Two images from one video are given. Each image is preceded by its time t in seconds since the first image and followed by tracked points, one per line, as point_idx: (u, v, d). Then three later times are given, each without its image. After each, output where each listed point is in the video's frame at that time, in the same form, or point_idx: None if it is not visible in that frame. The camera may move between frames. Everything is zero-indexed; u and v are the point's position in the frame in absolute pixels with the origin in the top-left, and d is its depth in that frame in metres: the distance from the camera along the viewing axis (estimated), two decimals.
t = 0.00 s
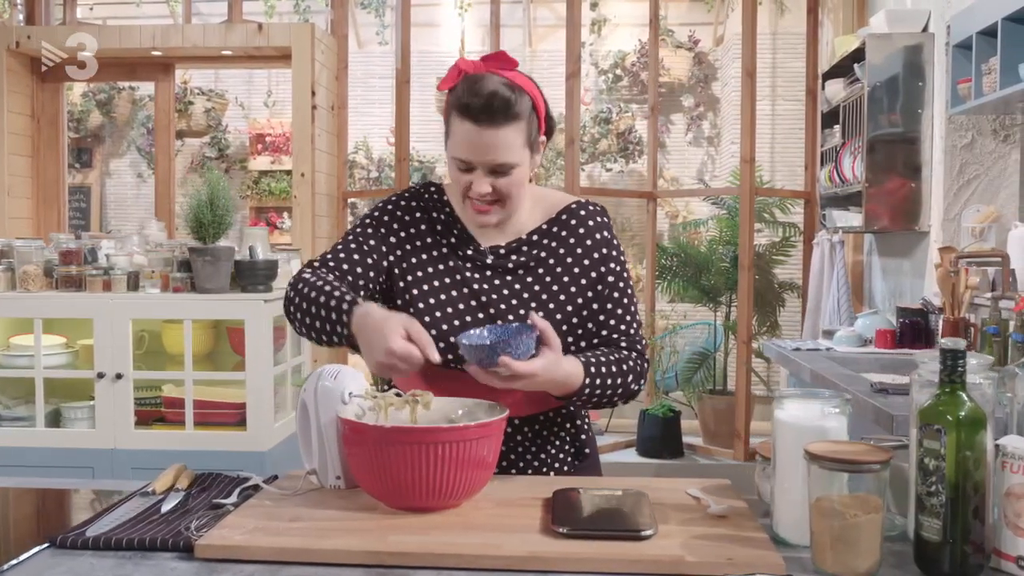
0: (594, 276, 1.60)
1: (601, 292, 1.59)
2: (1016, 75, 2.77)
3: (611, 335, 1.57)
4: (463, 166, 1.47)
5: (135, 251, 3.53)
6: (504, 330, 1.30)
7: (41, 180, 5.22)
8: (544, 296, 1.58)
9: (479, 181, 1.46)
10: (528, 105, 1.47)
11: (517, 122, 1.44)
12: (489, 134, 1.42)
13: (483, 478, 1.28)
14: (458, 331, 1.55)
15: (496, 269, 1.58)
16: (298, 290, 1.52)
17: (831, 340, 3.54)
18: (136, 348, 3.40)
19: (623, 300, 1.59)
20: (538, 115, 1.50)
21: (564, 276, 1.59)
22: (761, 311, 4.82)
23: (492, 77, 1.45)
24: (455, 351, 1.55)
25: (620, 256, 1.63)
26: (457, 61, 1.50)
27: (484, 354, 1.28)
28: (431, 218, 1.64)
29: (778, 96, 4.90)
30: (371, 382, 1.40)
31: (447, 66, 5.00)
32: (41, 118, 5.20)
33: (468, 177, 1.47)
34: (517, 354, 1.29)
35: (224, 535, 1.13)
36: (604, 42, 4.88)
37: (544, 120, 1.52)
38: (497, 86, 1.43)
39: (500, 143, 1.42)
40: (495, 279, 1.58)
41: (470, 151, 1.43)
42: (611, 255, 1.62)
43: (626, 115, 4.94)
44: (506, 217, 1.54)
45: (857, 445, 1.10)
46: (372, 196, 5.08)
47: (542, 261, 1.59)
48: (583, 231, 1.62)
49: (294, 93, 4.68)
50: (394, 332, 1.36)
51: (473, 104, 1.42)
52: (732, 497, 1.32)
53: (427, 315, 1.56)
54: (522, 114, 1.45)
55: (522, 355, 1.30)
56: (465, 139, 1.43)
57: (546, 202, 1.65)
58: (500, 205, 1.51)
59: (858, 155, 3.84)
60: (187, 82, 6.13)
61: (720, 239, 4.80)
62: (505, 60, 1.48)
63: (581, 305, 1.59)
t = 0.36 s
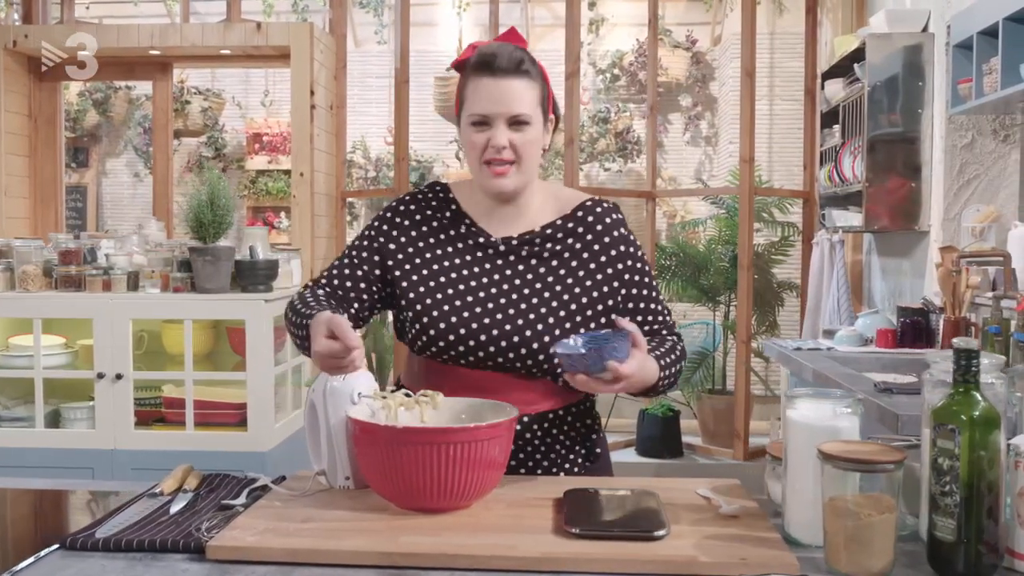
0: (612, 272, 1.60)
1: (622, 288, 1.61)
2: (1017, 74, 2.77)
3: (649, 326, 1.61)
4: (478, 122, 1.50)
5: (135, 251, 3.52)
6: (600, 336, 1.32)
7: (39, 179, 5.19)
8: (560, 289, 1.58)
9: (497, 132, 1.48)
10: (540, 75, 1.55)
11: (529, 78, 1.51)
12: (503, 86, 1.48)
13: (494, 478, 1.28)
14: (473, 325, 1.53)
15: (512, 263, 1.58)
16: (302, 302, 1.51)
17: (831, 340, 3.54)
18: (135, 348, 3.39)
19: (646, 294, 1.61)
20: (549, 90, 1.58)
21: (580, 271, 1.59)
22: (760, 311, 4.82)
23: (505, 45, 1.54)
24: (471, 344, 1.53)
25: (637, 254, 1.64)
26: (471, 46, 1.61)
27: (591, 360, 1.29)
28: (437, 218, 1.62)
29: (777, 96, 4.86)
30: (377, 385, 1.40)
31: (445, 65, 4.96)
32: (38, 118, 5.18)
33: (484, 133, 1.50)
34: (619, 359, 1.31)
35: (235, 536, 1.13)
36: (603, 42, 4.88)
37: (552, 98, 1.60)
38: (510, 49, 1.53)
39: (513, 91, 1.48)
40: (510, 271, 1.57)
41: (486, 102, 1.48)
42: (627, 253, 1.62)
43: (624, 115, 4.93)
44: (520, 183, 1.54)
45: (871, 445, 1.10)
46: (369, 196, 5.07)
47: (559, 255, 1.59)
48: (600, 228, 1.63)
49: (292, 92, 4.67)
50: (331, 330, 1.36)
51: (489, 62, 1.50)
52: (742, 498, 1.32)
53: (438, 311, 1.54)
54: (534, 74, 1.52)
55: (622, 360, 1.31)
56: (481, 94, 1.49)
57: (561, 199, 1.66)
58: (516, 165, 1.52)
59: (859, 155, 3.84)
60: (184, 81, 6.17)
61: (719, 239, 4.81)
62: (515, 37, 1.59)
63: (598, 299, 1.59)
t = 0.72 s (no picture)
0: (639, 258, 1.58)
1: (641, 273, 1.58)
2: (1018, 74, 2.78)
3: (640, 321, 1.56)
4: (517, 123, 1.50)
5: (134, 251, 3.51)
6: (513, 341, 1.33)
7: (37, 179, 5.18)
8: (588, 271, 1.58)
9: (535, 132, 1.48)
10: (577, 72, 1.54)
11: (566, 78, 1.50)
12: (541, 86, 1.48)
13: (505, 479, 1.28)
14: (508, 310, 1.57)
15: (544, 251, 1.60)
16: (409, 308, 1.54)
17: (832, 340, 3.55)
18: (135, 348, 3.37)
19: (657, 284, 1.57)
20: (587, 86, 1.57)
21: (610, 256, 1.58)
22: (759, 311, 4.83)
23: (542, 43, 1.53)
24: (504, 327, 1.57)
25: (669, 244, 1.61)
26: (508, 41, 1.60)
27: (490, 366, 1.32)
28: (486, 210, 1.66)
29: (775, 96, 4.87)
30: (388, 386, 1.41)
31: (443, 65, 4.97)
32: (36, 117, 5.17)
33: (522, 134, 1.50)
34: (519, 364, 1.32)
35: (248, 538, 1.13)
36: (601, 41, 4.94)
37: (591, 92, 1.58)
38: (547, 48, 1.51)
39: (551, 93, 1.48)
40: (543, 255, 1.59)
41: (524, 103, 1.48)
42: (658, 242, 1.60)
43: (622, 115, 4.95)
44: (562, 180, 1.55)
45: (885, 446, 1.10)
46: (367, 195, 5.06)
47: (591, 240, 1.59)
48: (635, 216, 1.62)
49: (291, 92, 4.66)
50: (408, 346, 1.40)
51: (526, 62, 1.50)
52: (754, 498, 1.32)
53: (476, 296, 1.58)
54: (571, 72, 1.51)
55: (526, 367, 1.32)
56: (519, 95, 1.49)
57: (603, 190, 1.67)
58: (556, 162, 1.53)
59: (859, 155, 3.85)
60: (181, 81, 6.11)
61: (718, 239, 4.81)
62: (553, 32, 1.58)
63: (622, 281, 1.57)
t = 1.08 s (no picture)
0: (696, 254, 1.58)
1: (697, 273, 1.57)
2: (1017, 74, 2.78)
3: (698, 317, 1.55)
4: (562, 137, 1.53)
5: (133, 251, 3.50)
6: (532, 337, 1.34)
7: (32, 179, 5.15)
8: (641, 271, 1.58)
9: (576, 147, 1.51)
10: (623, 79, 1.53)
11: (611, 89, 1.51)
12: (583, 101, 1.50)
13: (515, 479, 1.27)
14: (559, 308, 1.59)
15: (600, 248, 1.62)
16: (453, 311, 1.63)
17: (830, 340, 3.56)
18: (134, 348, 3.36)
19: (715, 284, 1.56)
20: (638, 92, 1.56)
21: (664, 252, 1.59)
22: (757, 310, 4.85)
23: (589, 53, 1.54)
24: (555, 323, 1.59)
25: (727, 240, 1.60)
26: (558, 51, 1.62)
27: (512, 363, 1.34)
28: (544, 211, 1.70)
29: (770, 96, 4.91)
30: (395, 386, 1.41)
31: (441, 65, 5.01)
32: (33, 117, 5.11)
33: (567, 147, 1.53)
34: (539, 356, 1.33)
35: (258, 539, 1.12)
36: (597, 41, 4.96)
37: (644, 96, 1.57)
38: (593, 58, 1.53)
39: (595, 107, 1.49)
40: (597, 255, 1.61)
41: (568, 118, 1.51)
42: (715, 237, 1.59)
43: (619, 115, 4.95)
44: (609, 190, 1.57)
45: (896, 445, 1.11)
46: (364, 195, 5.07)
47: (644, 237, 1.61)
48: (690, 213, 1.62)
49: (288, 91, 4.66)
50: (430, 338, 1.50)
51: (571, 75, 1.52)
52: (763, 497, 1.32)
53: (531, 294, 1.61)
54: (617, 82, 1.52)
55: (550, 359, 1.33)
56: (563, 111, 1.51)
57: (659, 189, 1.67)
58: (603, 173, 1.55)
59: (857, 155, 3.86)
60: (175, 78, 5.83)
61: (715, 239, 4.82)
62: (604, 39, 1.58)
63: (677, 282, 1.57)
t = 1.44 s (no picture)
0: (724, 253, 1.61)
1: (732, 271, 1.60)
2: (1006, 74, 2.80)
3: (751, 312, 1.58)
4: (597, 111, 1.57)
5: (122, 251, 3.47)
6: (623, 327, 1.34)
7: (19, 179, 5.09)
8: (664, 269, 1.61)
9: (616, 118, 1.54)
10: (652, 66, 1.61)
11: (643, 69, 1.57)
12: (617, 77, 1.56)
13: (519, 479, 1.27)
14: (580, 305, 1.60)
15: (621, 247, 1.63)
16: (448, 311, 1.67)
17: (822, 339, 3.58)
18: (124, 348, 3.34)
19: (753, 281, 1.59)
20: (661, 82, 1.63)
21: (688, 252, 1.61)
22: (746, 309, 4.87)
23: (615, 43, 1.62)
24: (576, 321, 1.59)
25: (752, 241, 1.63)
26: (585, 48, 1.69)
27: (607, 353, 1.33)
28: (557, 213, 1.72)
29: (760, 96, 4.88)
30: (397, 386, 1.40)
31: (430, 64, 4.98)
32: (19, 115, 5.05)
33: (603, 121, 1.57)
34: (638, 348, 1.33)
35: (262, 541, 1.12)
36: (587, 40, 4.94)
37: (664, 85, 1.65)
38: (624, 44, 1.60)
39: (631, 80, 1.55)
40: (618, 253, 1.63)
41: (605, 92, 1.55)
42: (740, 238, 1.62)
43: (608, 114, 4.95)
44: (640, 169, 1.60)
45: (900, 445, 1.11)
46: (353, 195, 5.05)
47: (666, 236, 1.63)
48: (713, 214, 1.64)
49: (279, 91, 4.63)
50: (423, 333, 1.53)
51: (604, 58, 1.59)
52: (765, 497, 1.32)
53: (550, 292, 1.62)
54: (647, 65, 1.59)
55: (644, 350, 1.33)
56: (597, 88, 1.57)
57: (678, 188, 1.69)
58: (635, 151, 1.58)
59: (848, 155, 3.88)
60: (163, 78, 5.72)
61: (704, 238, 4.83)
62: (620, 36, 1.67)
63: (704, 279, 1.60)
